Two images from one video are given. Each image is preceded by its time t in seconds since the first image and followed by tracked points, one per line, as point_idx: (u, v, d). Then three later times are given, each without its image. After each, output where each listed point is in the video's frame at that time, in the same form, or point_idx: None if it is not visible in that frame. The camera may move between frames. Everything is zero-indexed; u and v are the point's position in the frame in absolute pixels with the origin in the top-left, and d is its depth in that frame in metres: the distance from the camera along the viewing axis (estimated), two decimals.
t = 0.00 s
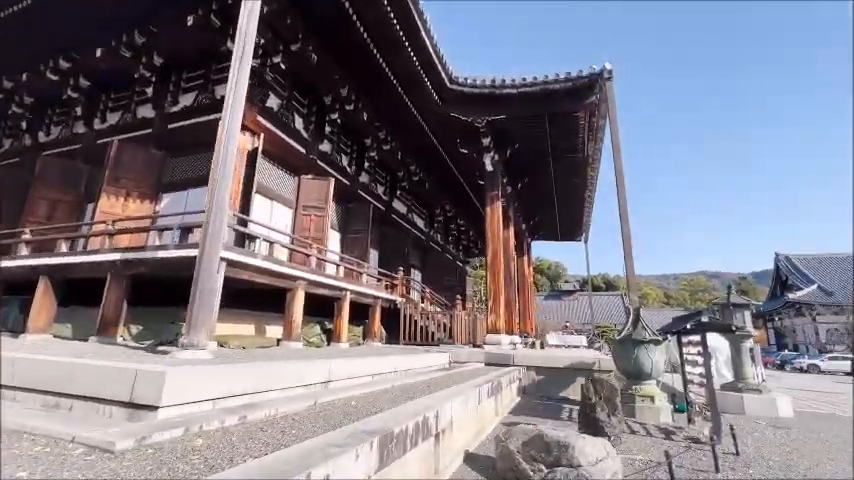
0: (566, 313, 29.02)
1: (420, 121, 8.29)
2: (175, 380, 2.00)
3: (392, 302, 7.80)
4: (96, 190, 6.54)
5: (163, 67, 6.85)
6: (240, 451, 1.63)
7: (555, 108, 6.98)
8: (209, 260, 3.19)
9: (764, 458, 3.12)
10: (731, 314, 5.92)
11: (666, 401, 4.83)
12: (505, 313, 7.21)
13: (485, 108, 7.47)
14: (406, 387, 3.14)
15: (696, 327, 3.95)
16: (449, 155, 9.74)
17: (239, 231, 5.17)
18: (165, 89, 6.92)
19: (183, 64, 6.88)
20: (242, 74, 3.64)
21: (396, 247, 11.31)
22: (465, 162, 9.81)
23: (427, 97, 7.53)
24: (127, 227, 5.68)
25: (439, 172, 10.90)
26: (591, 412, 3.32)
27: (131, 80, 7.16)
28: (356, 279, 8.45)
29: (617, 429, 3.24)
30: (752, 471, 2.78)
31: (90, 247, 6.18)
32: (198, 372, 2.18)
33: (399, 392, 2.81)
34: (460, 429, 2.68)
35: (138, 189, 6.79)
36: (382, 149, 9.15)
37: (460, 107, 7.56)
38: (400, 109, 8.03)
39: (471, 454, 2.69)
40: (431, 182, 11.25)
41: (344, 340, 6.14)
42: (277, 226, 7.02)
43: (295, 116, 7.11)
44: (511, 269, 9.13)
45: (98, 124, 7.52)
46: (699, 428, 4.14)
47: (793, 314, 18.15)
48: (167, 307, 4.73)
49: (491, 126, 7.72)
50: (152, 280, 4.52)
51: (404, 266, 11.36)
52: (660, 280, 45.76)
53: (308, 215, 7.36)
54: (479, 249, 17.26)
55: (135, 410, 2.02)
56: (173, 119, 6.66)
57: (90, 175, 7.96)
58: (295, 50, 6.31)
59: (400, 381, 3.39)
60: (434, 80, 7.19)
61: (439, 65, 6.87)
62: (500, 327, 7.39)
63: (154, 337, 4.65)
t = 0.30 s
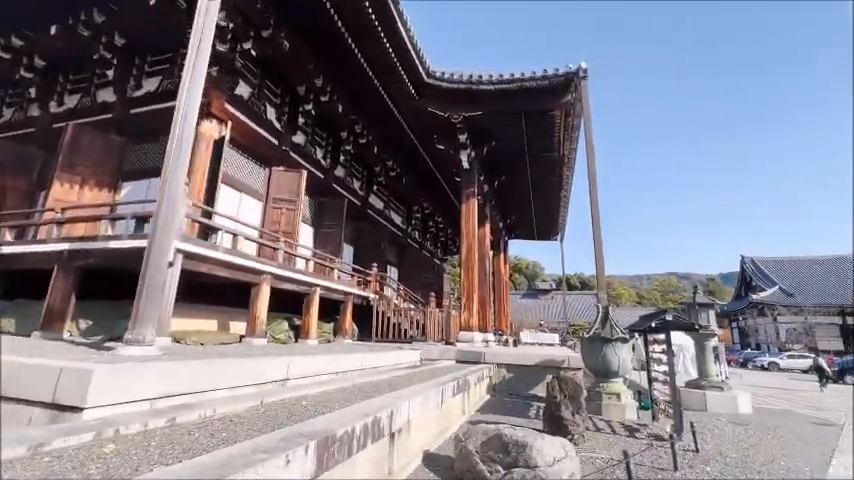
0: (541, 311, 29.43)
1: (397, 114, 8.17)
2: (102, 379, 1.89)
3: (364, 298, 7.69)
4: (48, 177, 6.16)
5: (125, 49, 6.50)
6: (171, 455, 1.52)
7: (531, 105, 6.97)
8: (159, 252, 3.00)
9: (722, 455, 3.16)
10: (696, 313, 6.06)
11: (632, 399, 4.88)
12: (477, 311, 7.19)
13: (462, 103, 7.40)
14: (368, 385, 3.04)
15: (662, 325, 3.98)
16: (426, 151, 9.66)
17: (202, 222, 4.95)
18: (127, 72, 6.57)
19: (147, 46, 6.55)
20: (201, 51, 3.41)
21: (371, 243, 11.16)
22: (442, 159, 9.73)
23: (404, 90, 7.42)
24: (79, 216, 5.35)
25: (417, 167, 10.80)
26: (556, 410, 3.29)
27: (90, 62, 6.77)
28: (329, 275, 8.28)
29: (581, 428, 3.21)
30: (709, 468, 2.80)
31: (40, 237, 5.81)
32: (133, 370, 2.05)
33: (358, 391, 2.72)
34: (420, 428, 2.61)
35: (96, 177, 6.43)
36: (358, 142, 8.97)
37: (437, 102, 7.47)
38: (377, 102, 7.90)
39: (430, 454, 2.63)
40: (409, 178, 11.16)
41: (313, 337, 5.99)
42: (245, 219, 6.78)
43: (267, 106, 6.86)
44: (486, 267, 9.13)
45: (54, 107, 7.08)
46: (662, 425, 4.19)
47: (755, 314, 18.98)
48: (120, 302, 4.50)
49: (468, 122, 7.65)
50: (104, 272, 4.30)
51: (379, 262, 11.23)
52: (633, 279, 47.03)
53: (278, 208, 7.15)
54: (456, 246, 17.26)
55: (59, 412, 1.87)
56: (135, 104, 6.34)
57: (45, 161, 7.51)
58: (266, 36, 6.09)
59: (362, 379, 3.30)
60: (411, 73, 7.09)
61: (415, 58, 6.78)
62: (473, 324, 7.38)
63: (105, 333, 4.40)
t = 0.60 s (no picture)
0: (522, 309, 29.66)
1: (376, 108, 8.05)
2: (26, 378, 1.72)
3: (340, 294, 7.55)
4: None
5: (88, 30, 6.15)
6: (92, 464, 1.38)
7: (511, 102, 6.92)
8: (108, 243, 2.79)
9: (689, 453, 3.16)
10: (669, 312, 6.11)
11: (604, 397, 4.89)
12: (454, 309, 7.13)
13: (442, 98, 7.30)
14: (332, 383, 2.93)
15: (634, 323, 3.97)
16: (407, 147, 9.55)
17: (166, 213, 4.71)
18: (90, 55, 6.24)
19: (112, 28, 6.23)
20: (160, 29, 3.18)
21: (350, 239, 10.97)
22: (423, 154, 9.62)
23: (383, 83, 7.30)
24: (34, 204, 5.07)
25: (398, 163, 10.68)
26: (526, 409, 3.23)
27: (51, 42, 6.39)
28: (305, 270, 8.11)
29: (551, 428, 3.16)
30: (676, 468, 2.78)
31: None
32: (63, 369, 1.89)
33: (319, 390, 2.60)
34: (382, 429, 2.50)
35: (53, 163, 6.09)
36: (338, 135, 8.77)
37: (417, 95, 7.35)
38: (356, 94, 7.73)
39: (392, 456, 2.53)
40: (390, 173, 11.02)
41: (284, 334, 5.83)
42: (216, 211, 6.53)
43: (240, 95, 6.73)
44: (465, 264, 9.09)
45: (10, 89, 6.67)
46: (632, 423, 4.20)
47: (727, 314, 19.51)
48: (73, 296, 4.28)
49: (449, 117, 7.53)
50: (57, 263, 4.09)
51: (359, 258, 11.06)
52: (612, 279, 47.92)
53: (251, 201, 6.92)
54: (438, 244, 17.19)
55: None
56: (98, 89, 6.03)
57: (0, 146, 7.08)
58: (239, 22, 5.85)
59: (327, 377, 3.18)
60: (391, 65, 6.97)
61: (395, 50, 6.64)
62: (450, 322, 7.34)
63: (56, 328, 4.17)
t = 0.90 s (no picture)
0: (508, 307, 29.77)
1: (359, 99, 7.91)
2: None
3: (320, 289, 7.39)
4: None
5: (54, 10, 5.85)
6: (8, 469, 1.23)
7: (496, 96, 6.83)
8: (59, 230, 2.60)
9: (666, 451, 3.12)
10: (650, 309, 6.12)
11: (584, 394, 4.87)
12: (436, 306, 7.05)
13: (427, 90, 7.17)
14: (300, 379, 2.80)
15: (613, 319, 3.93)
16: (392, 141, 9.43)
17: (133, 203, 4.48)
18: (57, 37, 5.94)
19: (81, 9, 5.94)
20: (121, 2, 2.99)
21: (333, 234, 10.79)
22: (408, 148, 9.49)
23: (366, 74, 7.16)
24: None
25: (383, 157, 10.54)
26: (503, 406, 3.15)
27: (14, 22, 6.06)
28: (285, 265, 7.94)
29: (528, 425, 3.08)
30: (652, 466, 2.73)
31: None
32: None
33: (285, 386, 2.48)
34: (350, 428, 2.39)
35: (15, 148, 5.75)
36: (320, 128, 8.60)
37: (401, 87, 7.21)
38: (339, 85, 7.57)
39: (360, 456, 2.42)
40: (376, 168, 10.87)
41: (260, 330, 5.66)
42: (190, 202, 6.31)
43: (218, 82, 6.56)
44: (449, 259, 9.03)
45: None
46: (611, 420, 4.17)
47: (707, 312, 19.88)
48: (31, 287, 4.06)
49: (433, 110, 7.41)
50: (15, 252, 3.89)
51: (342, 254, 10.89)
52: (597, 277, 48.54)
53: (228, 192, 6.71)
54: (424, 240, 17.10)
55: None
56: (65, 72, 5.75)
57: None
58: (216, 6, 5.63)
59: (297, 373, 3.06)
60: (374, 55, 6.82)
61: (379, 40, 6.49)
62: (431, 318, 7.26)
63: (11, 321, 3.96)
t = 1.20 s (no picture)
0: (497, 306, 29.82)
1: (345, 92, 7.76)
2: None
3: (302, 286, 7.23)
4: None
5: None
6: None
7: (483, 90, 6.73)
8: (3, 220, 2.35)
9: (648, 451, 3.05)
10: (635, 307, 6.09)
11: (568, 392, 4.81)
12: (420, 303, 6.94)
13: (413, 83, 7.05)
14: (269, 379, 2.66)
15: (597, 317, 3.85)
16: (378, 135, 9.29)
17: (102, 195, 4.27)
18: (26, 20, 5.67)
19: None
20: None
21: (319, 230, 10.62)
22: (395, 144, 9.36)
23: (352, 66, 6.99)
24: None
25: (370, 153, 10.40)
26: (482, 406, 3.05)
27: None
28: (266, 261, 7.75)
29: (508, 426, 2.99)
30: (633, 468, 2.66)
31: None
32: None
33: (250, 387, 2.34)
34: (318, 430, 2.27)
35: None
36: (305, 121, 8.43)
37: (387, 80, 7.06)
38: (323, 77, 7.40)
39: (328, 459, 2.30)
40: (362, 163, 10.72)
41: (238, 326, 5.49)
42: (167, 194, 6.10)
43: (197, 71, 6.38)
44: (436, 256, 8.93)
45: None
46: (593, 419, 4.11)
47: (692, 311, 20.10)
48: None
49: (419, 104, 7.28)
50: None
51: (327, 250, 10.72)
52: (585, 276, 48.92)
53: (207, 185, 6.51)
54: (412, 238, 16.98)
55: None
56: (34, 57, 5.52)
57: None
58: None
59: (267, 372, 2.92)
60: (359, 46, 6.66)
61: (364, 32, 6.33)
62: (416, 315, 7.15)
63: None
